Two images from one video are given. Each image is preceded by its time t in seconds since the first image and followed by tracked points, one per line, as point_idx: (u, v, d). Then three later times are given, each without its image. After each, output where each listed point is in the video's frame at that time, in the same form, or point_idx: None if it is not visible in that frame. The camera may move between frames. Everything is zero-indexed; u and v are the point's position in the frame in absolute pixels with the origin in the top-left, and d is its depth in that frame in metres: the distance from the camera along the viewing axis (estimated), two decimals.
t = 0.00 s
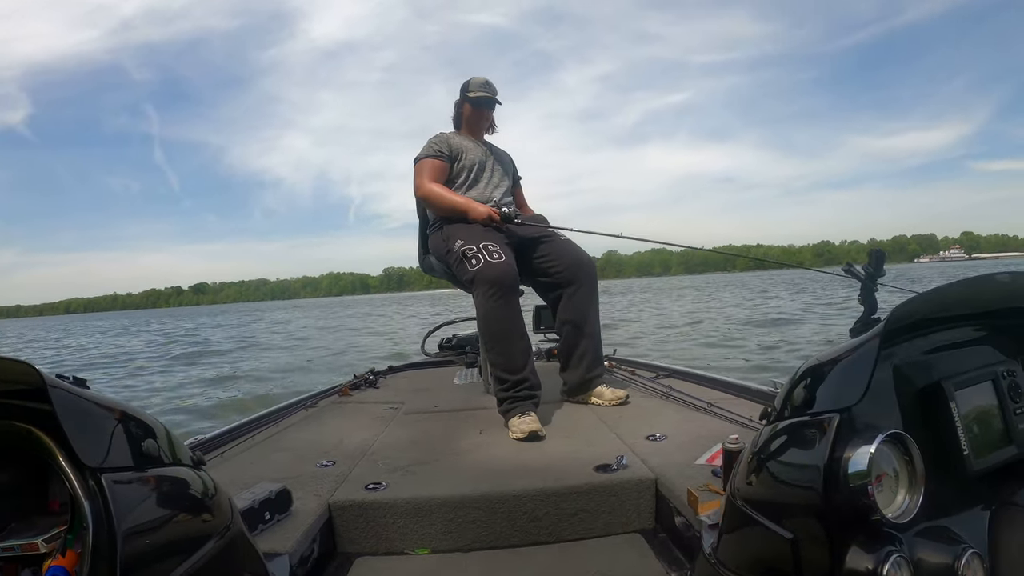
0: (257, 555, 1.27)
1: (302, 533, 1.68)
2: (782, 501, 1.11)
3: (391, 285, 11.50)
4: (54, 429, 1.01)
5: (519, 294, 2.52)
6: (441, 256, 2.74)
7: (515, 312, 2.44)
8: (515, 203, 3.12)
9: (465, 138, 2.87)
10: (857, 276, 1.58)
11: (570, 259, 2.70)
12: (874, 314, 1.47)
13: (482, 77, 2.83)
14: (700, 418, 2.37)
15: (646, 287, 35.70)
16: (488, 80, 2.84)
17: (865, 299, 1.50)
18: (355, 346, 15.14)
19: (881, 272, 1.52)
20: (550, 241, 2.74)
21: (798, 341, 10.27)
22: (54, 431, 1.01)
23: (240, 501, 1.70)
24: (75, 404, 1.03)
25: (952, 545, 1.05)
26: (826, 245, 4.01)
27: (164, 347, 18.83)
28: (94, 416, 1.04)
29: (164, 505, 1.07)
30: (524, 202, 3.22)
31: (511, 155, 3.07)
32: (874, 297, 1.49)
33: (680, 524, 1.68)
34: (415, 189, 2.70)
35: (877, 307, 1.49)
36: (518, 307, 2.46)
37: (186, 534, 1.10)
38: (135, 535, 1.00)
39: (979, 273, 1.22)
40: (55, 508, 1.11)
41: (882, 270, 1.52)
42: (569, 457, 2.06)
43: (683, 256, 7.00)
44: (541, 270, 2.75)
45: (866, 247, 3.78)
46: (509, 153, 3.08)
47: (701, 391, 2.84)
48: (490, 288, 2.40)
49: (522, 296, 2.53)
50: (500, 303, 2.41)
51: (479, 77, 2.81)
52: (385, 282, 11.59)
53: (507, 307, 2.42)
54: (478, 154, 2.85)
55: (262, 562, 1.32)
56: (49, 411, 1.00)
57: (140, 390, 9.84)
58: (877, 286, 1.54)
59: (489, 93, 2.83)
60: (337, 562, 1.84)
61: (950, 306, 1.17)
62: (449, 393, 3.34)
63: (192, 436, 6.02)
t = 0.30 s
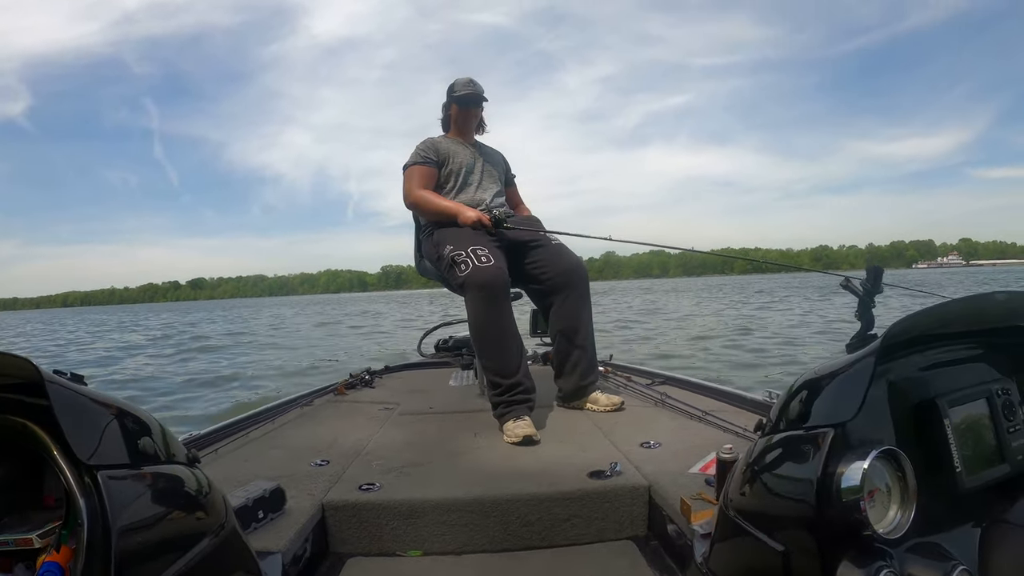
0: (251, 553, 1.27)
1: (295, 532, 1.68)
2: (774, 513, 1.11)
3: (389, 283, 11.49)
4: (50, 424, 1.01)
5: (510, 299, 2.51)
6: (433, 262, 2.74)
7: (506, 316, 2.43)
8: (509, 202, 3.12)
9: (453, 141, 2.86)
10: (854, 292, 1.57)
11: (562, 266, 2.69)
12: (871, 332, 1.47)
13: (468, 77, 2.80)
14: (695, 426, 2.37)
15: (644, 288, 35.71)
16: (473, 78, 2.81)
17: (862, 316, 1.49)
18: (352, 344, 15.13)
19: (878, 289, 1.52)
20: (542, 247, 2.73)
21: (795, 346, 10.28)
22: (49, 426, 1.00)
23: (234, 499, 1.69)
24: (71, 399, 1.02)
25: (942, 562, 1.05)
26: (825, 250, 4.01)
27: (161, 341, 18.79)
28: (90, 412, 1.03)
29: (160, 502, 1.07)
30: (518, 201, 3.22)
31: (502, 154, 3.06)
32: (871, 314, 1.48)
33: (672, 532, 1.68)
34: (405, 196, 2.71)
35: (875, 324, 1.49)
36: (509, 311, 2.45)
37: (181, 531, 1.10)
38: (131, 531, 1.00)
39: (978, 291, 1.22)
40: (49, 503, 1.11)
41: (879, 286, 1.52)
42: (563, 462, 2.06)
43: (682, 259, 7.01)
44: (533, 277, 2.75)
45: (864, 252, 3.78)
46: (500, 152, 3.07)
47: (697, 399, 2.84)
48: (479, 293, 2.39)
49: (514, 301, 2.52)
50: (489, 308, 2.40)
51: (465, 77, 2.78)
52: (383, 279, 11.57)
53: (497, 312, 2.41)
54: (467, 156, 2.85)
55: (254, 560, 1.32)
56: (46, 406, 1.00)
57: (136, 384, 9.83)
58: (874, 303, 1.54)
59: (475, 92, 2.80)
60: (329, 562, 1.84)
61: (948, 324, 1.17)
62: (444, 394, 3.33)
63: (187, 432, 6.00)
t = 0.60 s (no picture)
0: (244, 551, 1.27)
1: (288, 531, 1.67)
2: (768, 527, 1.11)
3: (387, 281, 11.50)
4: (47, 416, 1.00)
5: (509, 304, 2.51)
6: (433, 266, 2.74)
7: (505, 320, 2.43)
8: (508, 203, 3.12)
9: (447, 147, 2.86)
10: (856, 312, 1.55)
11: (561, 272, 2.68)
12: (872, 352, 1.44)
13: (456, 78, 2.79)
14: (690, 437, 2.37)
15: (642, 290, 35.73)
16: (461, 78, 2.80)
17: (863, 336, 1.47)
18: (348, 342, 15.11)
19: (880, 310, 1.49)
20: (541, 253, 2.73)
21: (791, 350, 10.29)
22: (47, 418, 1.00)
23: (227, 495, 1.68)
24: (70, 391, 1.01)
25: None
26: (823, 256, 4.01)
27: (157, 336, 18.77)
28: (88, 405, 1.03)
29: (154, 497, 1.06)
30: (517, 202, 3.22)
31: (499, 156, 3.05)
32: (872, 333, 1.46)
33: (664, 542, 1.68)
34: (402, 208, 2.71)
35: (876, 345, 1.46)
36: (508, 315, 2.44)
37: (175, 527, 1.10)
38: (126, 526, 1.00)
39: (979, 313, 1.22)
40: (44, 496, 1.11)
41: (881, 306, 1.49)
42: (557, 469, 2.06)
43: (679, 261, 6.99)
44: (532, 282, 2.74)
45: (862, 258, 3.78)
46: (496, 153, 3.06)
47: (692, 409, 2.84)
48: (479, 297, 2.38)
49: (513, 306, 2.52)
50: (488, 312, 2.39)
51: (452, 79, 2.78)
52: (382, 277, 11.55)
53: (496, 316, 2.41)
54: (461, 162, 2.85)
55: (248, 559, 1.31)
56: (45, 398, 0.99)
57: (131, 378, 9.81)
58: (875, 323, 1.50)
59: (464, 92, 2.79)
60: (321, 561, 1.83)
61: (948, 345, 1.17)
62: (439, 397, 3.33)
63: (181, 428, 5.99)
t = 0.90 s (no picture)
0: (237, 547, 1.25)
1: (281, 528, 1.65)
2: (765, 532, 1.10)
3: (385, 280, 11.48)
4: (37, 407, 0.98)
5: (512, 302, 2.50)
6: (435, 262, 2.72)
7: (508, 319, 2.41)
8: (510, 202, 3.10)
9: (449, 146, 2.84)
10: (858, 315, 1.53)
11: (564, 273, 2.67)
12: (873, 356, 1.43)
13: (454, 76, 2.77)
14: (687, 439, 2.35)
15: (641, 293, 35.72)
16: (460, 76, 2.79)
17: (864, 340, 1.46)
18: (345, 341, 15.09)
19: (882, 314, 1.47)
20: (545, 252, 2.72)
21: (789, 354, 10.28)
22: (37, 409, 0.98)
23: (220, 491, 1.66)
24: (62, 382, 1.00)
25: None
26: (822, 260, 3.99)
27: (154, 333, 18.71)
28: (79, 397, 1.01)
29: (146, 491, 1.04)
30: (520, 201, 3.21)
31: (502, 154, 3.03)
32: (874, 337, 1.45)
33: (660, 544, 1.66)
34: (405, 206, 2.69)
35: (877, 349, 1.45)
36: (511, 314, 2.43)
37: (167, 522, 1.08)
38: (117, 519, 0.98)
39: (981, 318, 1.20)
40: (34, 488, 1.09)
41: (884, 311, 1.48)
42: (553, 470, 2.04)
43: (678, 263, 6.97)
44: (534, 282, 2.73)
45: (861, 262, 3.77)
46: (499, 152, 3.04)
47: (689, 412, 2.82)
48: (482, 295, 2.37)
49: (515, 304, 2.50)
50: (491, 310, 2.38)
51: (450, 77, 2.76)
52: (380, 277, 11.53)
53: (500, 315, 2.39)
54: (464, 160, 2.84)
55: (241, 556, 1.30)
56: (36, 388, 0.98)
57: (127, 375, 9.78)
58: (877, 327, 1.49)
59: (464, 89, 2.77)
60: (314, 559, 1.81)
61: (950, 350, 1.16)
62: (435, 396, 3.31)
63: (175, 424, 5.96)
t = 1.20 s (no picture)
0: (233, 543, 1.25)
1: (277, 524, 1.65)
2: (761, 528, 1.10)
3: (383, 279, 11.48)
4: (34, 402, 0.98)
5: (511, 298, 2.49)
6: (435, 255, 2.71)
7: (507, 315, 2.42)
8: (513, 200, 3.10)
9: (456, 141, 2.84)
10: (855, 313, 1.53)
11: (564, 270, 2.67)
12: (869, 352, 1.43)
13: (467, 72, 2.77)
14: (683, 436, 2.35)
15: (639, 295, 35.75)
16: (473, 73, 2.79)
17: (860, 336, 1.46)
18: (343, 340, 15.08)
19: (879, 311, 1.47)
20: (545, 249, 2.72)
21: (786, 357, 10.30)
22: (33, 404, 0.98)
23: (217, 486, 1.66)
24: (58, 377, 1.00)
25: None
26: (821, 263, 4.00)
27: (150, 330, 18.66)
28: (75, 392, 1.01)
29: (142, 487, 1.04)
30: (522, 200, 3.21)
31: (506, 152, 3.03)
32: (869, 334, 1.45)
33: (656, 541, 1.66)
34: (409, 197, 2.67)
35: (873, 345, 1.45)
36: (510, 310, 2.43)
37: (162, 518, 1.08)
38: (113, 515, 0.98)
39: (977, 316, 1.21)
40: (30, 483, 1.09)
41: (880, 308, 1.48)
42: (549, 466, 2.04)
43: (677, 265, 6.98)
44: (534, 278, 2.73)
45: (859, 266, 3.78)
46: (504, 149, 3.04)
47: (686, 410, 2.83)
48: (482, 290, 2.37)
49: (515, 300, 2.50)
50: (491, 306, 2.38)
51: (463, 73, 2.76)
52: (378, 276, 11.51)
53: (499, 311, 2.40)
54: (470, 155, 2.84)
55: (236, 551, 1.30)
56: (32, 384, 0.97)
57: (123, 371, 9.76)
58: (873, 324, 1.49)
59: (475, 87, 2.77)
60: (310, 554, 1.81)
61: (946, 347, 1.16)
62: (432, 392, 3.31)
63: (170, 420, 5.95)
